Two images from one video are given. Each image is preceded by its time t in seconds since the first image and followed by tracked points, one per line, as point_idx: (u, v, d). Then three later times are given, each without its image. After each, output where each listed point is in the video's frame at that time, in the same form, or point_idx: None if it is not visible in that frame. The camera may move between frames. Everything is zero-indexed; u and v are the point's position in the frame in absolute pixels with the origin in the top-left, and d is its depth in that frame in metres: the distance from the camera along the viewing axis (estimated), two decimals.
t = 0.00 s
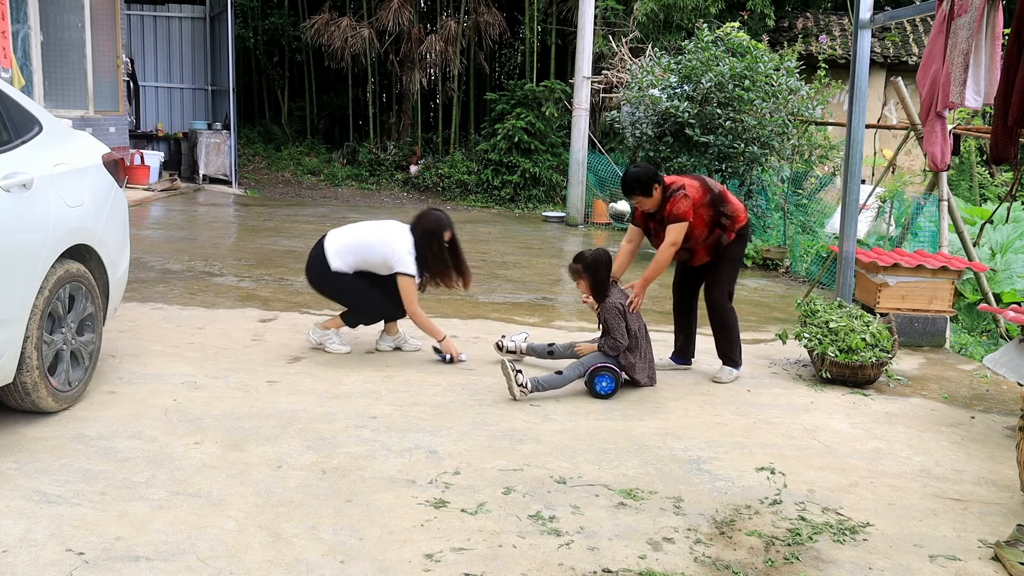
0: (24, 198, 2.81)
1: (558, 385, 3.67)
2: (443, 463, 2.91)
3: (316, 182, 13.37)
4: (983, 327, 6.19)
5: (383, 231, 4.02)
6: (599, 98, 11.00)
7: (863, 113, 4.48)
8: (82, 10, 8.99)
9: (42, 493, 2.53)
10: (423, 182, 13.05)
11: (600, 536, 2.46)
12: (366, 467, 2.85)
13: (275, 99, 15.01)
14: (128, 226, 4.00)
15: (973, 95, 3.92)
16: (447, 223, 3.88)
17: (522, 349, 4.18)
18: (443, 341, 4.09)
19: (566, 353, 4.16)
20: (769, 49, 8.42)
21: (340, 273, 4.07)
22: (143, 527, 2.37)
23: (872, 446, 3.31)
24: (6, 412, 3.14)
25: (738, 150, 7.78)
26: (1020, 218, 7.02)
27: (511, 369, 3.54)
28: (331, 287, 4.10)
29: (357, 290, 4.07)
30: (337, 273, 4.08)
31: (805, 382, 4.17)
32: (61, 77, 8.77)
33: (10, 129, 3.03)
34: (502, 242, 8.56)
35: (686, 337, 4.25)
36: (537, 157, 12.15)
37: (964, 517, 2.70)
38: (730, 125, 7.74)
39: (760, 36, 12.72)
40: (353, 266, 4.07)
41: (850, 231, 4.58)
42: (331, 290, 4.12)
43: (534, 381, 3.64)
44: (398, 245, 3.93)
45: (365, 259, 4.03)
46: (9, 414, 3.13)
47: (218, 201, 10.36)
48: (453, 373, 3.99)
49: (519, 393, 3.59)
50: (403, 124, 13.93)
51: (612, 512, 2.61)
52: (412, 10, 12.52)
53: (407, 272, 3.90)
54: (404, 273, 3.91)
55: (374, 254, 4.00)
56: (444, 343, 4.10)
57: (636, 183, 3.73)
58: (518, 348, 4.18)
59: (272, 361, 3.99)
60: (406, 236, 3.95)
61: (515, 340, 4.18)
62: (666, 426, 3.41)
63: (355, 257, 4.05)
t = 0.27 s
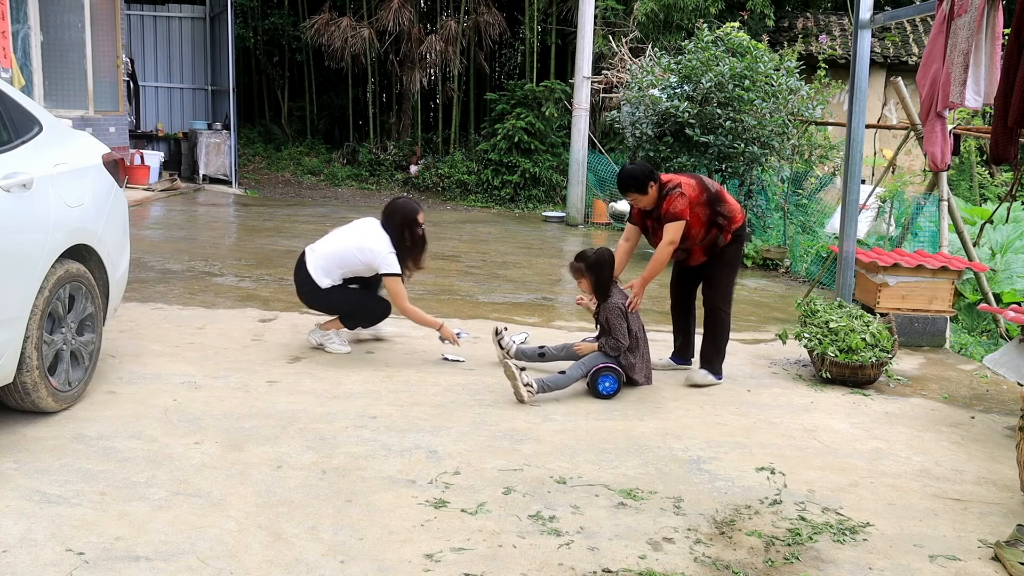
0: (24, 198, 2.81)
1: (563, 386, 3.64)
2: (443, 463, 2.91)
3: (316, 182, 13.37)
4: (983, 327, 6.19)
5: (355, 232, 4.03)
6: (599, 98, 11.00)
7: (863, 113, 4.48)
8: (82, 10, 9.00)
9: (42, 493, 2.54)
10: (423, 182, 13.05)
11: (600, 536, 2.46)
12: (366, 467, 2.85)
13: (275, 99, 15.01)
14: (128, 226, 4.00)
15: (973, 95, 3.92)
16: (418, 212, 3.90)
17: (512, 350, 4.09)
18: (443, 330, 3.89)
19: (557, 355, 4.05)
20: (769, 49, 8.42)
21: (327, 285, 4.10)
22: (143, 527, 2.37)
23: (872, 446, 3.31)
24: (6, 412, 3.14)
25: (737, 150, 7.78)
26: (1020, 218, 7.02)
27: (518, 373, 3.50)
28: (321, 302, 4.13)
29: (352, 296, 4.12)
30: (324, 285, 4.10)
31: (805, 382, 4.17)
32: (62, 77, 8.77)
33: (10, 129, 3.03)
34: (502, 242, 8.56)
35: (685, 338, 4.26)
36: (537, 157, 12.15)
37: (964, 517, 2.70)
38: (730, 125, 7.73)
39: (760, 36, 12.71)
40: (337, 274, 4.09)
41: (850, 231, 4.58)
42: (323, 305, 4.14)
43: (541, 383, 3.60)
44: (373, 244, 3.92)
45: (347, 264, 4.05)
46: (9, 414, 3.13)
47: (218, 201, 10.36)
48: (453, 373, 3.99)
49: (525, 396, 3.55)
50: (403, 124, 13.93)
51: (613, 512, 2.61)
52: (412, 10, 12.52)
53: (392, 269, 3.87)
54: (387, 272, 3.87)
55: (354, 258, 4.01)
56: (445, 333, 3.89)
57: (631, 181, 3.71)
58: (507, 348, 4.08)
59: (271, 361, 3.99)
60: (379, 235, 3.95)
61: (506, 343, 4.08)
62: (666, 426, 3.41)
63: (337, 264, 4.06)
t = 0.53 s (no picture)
0: (24, 198, 2.81)
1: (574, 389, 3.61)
2: (443, 463, 2.91)
3: (316, 182, 13.37)
4: (983, 327, 6.19)
5: (347, 242, 4.03)
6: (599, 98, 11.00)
7: (863, 113, 4.48)
8: (82, 10, 9.00)
9: (42, 493, 2.53)
10: (423, 182, 13.04)
11: (600, 536, 2.46)
12: (366, 467, 2.85)
13: (275, 99, 15.01)
14: (128, 226, 4.00)
15: (973, 95, 3.92)
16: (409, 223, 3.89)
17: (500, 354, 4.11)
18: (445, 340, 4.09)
19: (547, 356, 4.03)
20: (769, 49, 8.42)
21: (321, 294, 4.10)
22: (142, 527, 2.37)
23: (872, 446, 3.30)
24: (6, 412, 3.14)
25: (738, 150, 7.78)
26: (1020, 218, 7.02)
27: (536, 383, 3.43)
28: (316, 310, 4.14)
29: (347, 299, 4.12)
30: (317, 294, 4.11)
31: (805, 382, 4.17)
32: (62, 77, 8.77)
33: (11, 129, 3.03)
34: (502, 242, 8.56)
35: (686, 338, 4.26)
36: (537, 157, 12.15)
37: (964, 517, 2.70)
38: (730, 125, 7.73)
39: (760, 36, 12.71)
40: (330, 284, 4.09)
41: (850, 231, 4.58)
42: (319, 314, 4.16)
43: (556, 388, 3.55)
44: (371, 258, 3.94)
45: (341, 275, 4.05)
46: (9, 414, 3.13)
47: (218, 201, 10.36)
48: (453, 373, 3.99)
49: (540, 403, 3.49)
50: (403, 124, 13.93)
51: (612, 512, 2.61)
52: (412, 10, 12.52)
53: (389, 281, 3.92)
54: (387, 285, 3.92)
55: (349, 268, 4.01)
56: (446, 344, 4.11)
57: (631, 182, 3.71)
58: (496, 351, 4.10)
59: (271, 361, 3.99)
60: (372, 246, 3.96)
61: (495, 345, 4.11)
62: (666, 426, 3.41)
63: (331, 274, 4.06)
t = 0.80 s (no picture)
0: (24, 198, 2.81)
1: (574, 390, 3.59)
2: (443, 463, 2.91)
3: (316, 182, 13.37)
4: (983, 327, 6.19)
5: (346, 243, 4.05)
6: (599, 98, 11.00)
7: (863, 113, 4.48)
8: (82, 10, 9.00)
9: (42, 493, 2.53)
10: (423, 182, 13.04)
11: (600, 536, 2.46)
12: (366, 467, 2.85)
13: (275, 99, 15.01)
14: (128, 226, 4.00)
15: (973, 95, 3.92)
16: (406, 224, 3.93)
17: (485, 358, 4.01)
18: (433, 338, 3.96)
19: (535, 358, 3.97)
20: (769, 49, 8.42)
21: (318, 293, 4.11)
22: (142, 527, 2.37)
23: (872, 446, 3.31)
24: (6, 412, 3.14)
25: (737, 150, 7.78)
26: (1020, 218, 7.02)
27: (540, 386, 3.41)
28: (314, 311, 4.16)
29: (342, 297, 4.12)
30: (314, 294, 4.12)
31: (805, 382, 4.17)
32: (62, 77, 8.77)
33: (10, 129, 3.03)
34: (502, 242, 8.56)
35: (687, 338, 4.26)
36: (537, 157, 12.15)
37: (964, 517, 2.70)
38: (730, 125, 7.73)
39: (760, 36, 12.71)
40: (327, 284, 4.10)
41: (850, 231, 4.58)
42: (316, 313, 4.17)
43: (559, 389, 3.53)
44: (367, 254, 3.95)
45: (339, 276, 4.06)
46: (9, 414, 3.13)
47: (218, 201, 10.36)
48: (453, 373, 3.99)
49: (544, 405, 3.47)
50: (403, 124, 13.93)
51: (612, 512, 2.61)
52: (412, 10, 12.52)
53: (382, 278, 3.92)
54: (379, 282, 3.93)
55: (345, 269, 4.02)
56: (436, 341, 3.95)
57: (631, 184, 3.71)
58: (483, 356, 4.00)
59: (271, 361, 3.99)
60: (370, 244, 3.99)
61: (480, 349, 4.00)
62: (666, 426, 3.41)
63: (327, 274, 4.08)
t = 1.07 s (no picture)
0: (24, 198, 2.81)
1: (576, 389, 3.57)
2: (443, 463, 2.91)
3: (316, 182, 13.37)
4: (983, 327, 6.19)
5: (338, 243, 4.11)
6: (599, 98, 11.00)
7: (863, 113, 4.48)
8: (82, 10, 9.00)
9: (42, 493, 2.53)
10: (423, 182, 13.03)
11: (600, 536, 2.46)
12: (366, 467, 2.85)
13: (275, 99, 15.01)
14: (128, 225, 3.99)
15: (973, 95, 3.92)
16: (394, 218, 3.97)
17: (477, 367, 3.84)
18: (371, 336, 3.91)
19: (528, 361, 3.89)
20: (769, 49, 8.42)
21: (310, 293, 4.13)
22: (142, 527, 2.37)
23: (872, 446, 3.30)
24: (6, 412, 3.14)
25: (737, 150, 7.78)
26: (1020, 218, 7.02)
27: (541, 388, 3.40)
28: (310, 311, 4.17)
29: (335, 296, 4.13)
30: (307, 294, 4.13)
31: (804, 382, 4.17)
32: (62, 77, 8.77)
33: (10, 129, 3.03)
34: (502, 242, 8.56)
35: (687, 339, 4.26)
36: (537, 157, 12.15)
37: (964, 517, 2.69)
38: (730, 125, 7.73)
39: (760, 36, 12.72)
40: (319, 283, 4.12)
41: (850, 231, 4.58)
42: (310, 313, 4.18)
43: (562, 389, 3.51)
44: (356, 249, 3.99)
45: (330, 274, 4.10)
46: (9, 414, 3.13)
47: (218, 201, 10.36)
48: (453, 373, 3.99)
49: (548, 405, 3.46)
50: (403, 124, 13.93)
51: (612, 512, 2.61)
52: (412, 10, 12.52)
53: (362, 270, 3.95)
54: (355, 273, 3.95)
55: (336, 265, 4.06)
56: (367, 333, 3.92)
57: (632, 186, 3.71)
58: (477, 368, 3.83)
59: (271, 361, 3.99)
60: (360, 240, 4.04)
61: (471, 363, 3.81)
62: (666, 426, 3.41)
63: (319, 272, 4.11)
